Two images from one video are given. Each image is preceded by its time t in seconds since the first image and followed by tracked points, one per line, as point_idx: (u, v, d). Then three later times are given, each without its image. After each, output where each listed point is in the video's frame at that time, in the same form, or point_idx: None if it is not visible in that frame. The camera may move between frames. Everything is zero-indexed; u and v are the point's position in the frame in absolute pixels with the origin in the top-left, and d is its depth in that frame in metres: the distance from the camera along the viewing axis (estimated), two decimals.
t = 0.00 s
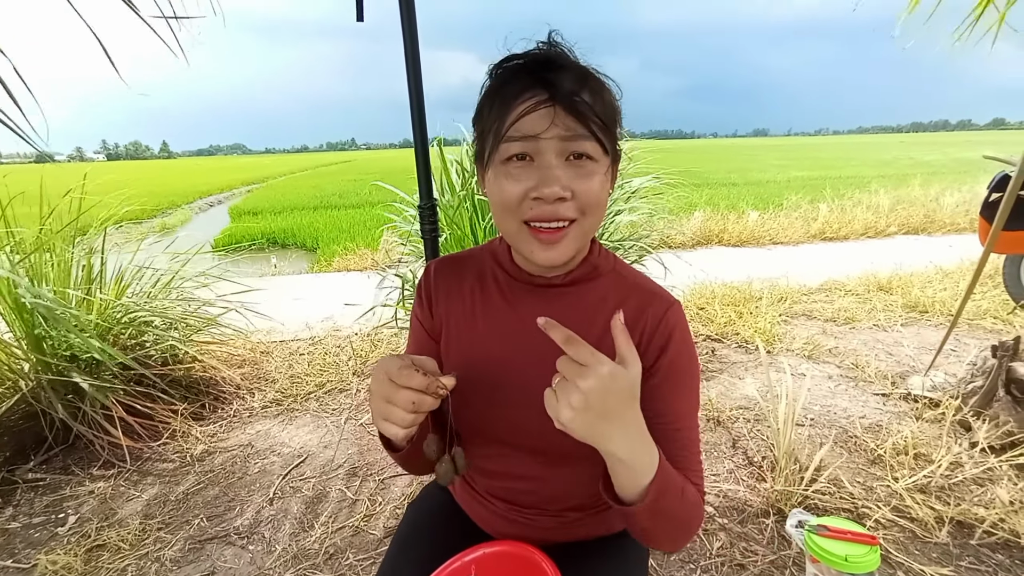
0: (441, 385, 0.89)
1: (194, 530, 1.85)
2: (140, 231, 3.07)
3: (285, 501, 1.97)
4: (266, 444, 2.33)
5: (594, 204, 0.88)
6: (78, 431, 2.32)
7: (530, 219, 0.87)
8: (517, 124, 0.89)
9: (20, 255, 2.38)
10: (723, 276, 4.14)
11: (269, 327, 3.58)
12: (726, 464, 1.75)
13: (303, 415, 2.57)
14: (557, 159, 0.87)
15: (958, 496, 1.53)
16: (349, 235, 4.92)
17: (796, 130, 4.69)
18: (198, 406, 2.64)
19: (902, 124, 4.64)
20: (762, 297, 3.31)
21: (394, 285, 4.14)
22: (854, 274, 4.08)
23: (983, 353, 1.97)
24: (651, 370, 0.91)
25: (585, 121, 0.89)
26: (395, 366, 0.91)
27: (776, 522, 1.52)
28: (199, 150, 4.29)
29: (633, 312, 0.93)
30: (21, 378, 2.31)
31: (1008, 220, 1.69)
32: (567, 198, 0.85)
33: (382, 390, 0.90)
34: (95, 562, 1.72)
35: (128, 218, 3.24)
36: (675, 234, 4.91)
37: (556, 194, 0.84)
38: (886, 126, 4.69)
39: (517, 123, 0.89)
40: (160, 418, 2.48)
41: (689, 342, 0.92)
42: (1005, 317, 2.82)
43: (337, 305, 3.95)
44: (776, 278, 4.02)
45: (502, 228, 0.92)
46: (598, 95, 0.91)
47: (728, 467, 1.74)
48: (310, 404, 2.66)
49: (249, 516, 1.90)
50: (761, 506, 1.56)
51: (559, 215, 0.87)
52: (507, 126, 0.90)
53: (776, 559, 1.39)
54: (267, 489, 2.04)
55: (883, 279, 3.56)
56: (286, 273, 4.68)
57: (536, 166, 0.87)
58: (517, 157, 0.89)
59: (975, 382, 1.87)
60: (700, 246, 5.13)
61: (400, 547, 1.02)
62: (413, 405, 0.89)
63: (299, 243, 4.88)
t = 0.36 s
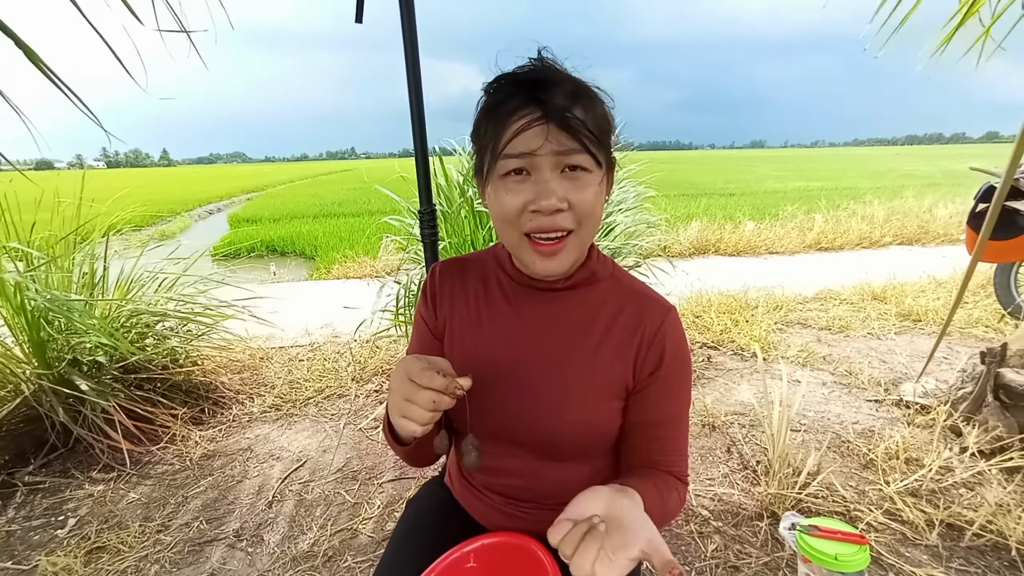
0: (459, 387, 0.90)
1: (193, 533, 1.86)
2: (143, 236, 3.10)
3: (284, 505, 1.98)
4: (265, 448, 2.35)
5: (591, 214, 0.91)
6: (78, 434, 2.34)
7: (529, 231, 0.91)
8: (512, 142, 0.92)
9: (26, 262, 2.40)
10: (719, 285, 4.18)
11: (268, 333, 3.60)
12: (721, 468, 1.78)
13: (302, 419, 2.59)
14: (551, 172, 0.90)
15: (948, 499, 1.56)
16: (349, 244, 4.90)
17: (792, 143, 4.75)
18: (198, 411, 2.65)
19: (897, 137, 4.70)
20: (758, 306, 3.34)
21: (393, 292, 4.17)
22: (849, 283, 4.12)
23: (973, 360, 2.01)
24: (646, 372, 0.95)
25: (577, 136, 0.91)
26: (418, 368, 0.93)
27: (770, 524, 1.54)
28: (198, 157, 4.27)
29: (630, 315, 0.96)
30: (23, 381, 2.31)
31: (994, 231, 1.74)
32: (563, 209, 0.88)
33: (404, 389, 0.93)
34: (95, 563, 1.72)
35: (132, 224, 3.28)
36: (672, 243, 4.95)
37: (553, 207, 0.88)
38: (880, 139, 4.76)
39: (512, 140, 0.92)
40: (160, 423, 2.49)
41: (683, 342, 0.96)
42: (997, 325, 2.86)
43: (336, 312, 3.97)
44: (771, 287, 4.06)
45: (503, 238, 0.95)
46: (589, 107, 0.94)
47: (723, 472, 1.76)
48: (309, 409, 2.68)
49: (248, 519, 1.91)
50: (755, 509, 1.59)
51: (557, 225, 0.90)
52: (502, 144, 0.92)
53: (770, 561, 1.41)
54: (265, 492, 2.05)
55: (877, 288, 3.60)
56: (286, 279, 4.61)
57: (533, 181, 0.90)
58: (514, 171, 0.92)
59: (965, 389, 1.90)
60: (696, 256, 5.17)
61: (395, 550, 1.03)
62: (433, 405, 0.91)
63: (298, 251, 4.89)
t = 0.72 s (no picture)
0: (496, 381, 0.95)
1: (203, 530, 1.89)
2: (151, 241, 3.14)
3: (291, 503, 2.01)
4: (272, 449, 2.38)
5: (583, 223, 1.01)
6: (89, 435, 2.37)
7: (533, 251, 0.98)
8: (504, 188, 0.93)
9: (40, 266, 2.46)
10: (721, 288, 4.21)
11: (274, 338, 3.64)
12: (721, 467, 1.80)
13: (308, 421, 2.62)
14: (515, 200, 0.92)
15: (946, 495, 1.58)
16: (352, 249, 4.90)
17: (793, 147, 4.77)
18: (206, 413, 2.68)
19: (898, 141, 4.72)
20: (759, 308, 3.36)
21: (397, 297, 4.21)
22: (851, 286, 4.14)
23: (972, 359, 2.03)
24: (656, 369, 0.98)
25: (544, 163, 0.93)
26: (466, 352, 0.98)
27: (770, 521, 1.57)
28: (203, 167, 4.17)
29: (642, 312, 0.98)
30: (36, 383, 2.33)
31: (989, 231, 1.76)
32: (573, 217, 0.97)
33: (446, 366, 0.98)
34: (107, 560, 1.76)
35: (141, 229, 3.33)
36: (674, 248, 4.97)
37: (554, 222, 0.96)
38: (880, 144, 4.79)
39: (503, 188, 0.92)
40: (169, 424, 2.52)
41: (696, 341, 0.98)
42: (997, 326, 2.88)
43: (341, 316, 4.01)
44: (773, 290, 4.09)
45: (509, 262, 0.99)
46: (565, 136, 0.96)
47: (723, 470, 1.79)
48: (315, 411, 2.70)
49: (256, 517, 1.94)
50: (755, 505, 1.62)
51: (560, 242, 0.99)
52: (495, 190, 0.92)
53: (769, 556, 1.44)
54: (273, 491, 2.08)
55: (878, 291, 3.62)
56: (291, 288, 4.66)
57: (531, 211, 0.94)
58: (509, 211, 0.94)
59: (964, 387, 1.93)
60: (698, 260, 5.19)
61: (406, 537, 1.11)
62: (467, 389, 0.96)
63: (302, 257, 4.86)
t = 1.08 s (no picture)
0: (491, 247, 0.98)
1: (224, 508, 1.94)
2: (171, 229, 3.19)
3: (309, 484, 2.06)
4: (288, 433, 2.43)
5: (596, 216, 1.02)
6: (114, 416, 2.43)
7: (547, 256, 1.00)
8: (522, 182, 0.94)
9: (68, 254, 2.53)
10: (733, 284, 4.20)
11: (289, 327, 3.69)
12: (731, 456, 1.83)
13: (323, 407, 2.67)
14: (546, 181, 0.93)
15: (956, 486, 1.60)
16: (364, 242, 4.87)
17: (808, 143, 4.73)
18: (225, 398, 2.74)
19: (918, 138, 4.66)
20: (771, 303, 3.36)
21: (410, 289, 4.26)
22: (865, 283, 4.11)
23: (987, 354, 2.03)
24: (672, 348, 1.00)
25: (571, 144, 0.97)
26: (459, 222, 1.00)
27: (778, 508, 1.59)
28: (217, 162, 4.14)
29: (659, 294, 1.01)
30: (65, 365, 2.39)
31: (1005, 224, 1.76)
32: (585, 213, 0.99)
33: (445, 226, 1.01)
34: (133, 534, 1.82)
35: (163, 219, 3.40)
36: (686, 243, 4.96)
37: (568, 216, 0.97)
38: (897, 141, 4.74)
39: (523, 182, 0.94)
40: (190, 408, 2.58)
41: (710, 323, 1.00)
42: (1013, 323, 2.86)
43: (355, 307, 4.07)
44: (786, 286, 4.07)
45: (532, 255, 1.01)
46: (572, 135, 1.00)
47: (733, 459, 1.81)
48: (329, 398, 2.75)
49: (275, 496, 1.99)
50: (764, 493, 1.64)
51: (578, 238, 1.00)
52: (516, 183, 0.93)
53: (778, 542, 1.47)
54: (290, 472, 2.13)
55: (893, 287, 3.60)
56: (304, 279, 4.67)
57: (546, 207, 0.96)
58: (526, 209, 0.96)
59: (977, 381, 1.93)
60: (710, 255, 5.18)
61: (425, 505, 1.15)
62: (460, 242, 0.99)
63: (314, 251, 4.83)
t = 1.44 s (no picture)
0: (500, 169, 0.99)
1: (244, 479, 2.01)
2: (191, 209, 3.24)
3: (325, 459, 2.11)
4: (305, 410, 2.49)
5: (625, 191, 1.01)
6: (139, 390, 2.52)
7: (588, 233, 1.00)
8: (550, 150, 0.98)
9: (95, 233, 2.59)
10: (748, 273, 4.17)
11: (305, 309, 3.75)
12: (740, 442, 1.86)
13: (338, 386, 2.73)
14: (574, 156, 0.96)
15: (968, 475, 1.60)
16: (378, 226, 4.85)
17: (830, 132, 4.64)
18: (243, 375, 2.81)
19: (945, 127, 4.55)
20: (786, 293, 3.34)
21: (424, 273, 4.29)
22: (884, 274, 4.06)
23: (1005, 346, 2.01)
24: (693, 322, 1.02)
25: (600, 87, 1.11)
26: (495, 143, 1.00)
27: (787, 493, 1.61)
28: (233, 146, 4.12)
29: (677, 271, 1.04)
30: (92, 340, 2.47)
31: None
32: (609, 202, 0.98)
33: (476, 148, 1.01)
34: (160, 500, 1.89)
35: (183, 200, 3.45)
36: (701, 231, 4.93)
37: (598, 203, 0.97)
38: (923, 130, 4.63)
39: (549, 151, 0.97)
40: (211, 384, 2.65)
41: (728, 298, 1.02)
42: None
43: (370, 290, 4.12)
44: (802, 276, 4.04)
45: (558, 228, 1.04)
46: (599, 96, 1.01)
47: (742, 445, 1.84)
48: (344, 377, 2.81)
49: (294, 470, 2.06)
50: (773, 478, 1.66)
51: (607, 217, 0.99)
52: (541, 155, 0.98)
53: (785, 525, 1.49)
54: (308, 448, 2.19)
55: (912, 279, 3.55)
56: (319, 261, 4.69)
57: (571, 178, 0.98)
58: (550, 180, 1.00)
59: (995, 373, 1.92)
60: (724, 244, 5.15)
61: (443, 478, 1.18)
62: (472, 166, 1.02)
63: (329, 235, 4.86)
